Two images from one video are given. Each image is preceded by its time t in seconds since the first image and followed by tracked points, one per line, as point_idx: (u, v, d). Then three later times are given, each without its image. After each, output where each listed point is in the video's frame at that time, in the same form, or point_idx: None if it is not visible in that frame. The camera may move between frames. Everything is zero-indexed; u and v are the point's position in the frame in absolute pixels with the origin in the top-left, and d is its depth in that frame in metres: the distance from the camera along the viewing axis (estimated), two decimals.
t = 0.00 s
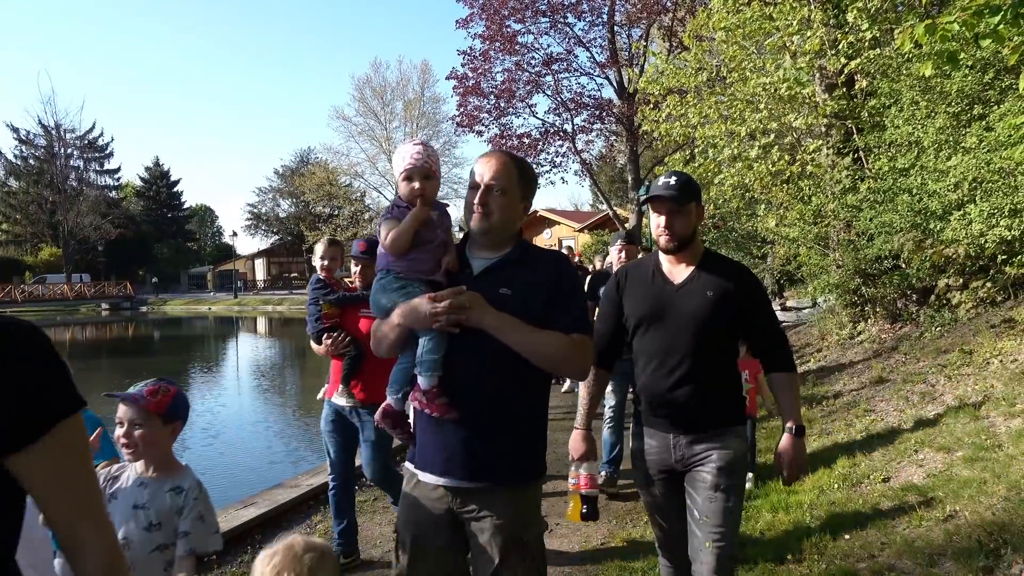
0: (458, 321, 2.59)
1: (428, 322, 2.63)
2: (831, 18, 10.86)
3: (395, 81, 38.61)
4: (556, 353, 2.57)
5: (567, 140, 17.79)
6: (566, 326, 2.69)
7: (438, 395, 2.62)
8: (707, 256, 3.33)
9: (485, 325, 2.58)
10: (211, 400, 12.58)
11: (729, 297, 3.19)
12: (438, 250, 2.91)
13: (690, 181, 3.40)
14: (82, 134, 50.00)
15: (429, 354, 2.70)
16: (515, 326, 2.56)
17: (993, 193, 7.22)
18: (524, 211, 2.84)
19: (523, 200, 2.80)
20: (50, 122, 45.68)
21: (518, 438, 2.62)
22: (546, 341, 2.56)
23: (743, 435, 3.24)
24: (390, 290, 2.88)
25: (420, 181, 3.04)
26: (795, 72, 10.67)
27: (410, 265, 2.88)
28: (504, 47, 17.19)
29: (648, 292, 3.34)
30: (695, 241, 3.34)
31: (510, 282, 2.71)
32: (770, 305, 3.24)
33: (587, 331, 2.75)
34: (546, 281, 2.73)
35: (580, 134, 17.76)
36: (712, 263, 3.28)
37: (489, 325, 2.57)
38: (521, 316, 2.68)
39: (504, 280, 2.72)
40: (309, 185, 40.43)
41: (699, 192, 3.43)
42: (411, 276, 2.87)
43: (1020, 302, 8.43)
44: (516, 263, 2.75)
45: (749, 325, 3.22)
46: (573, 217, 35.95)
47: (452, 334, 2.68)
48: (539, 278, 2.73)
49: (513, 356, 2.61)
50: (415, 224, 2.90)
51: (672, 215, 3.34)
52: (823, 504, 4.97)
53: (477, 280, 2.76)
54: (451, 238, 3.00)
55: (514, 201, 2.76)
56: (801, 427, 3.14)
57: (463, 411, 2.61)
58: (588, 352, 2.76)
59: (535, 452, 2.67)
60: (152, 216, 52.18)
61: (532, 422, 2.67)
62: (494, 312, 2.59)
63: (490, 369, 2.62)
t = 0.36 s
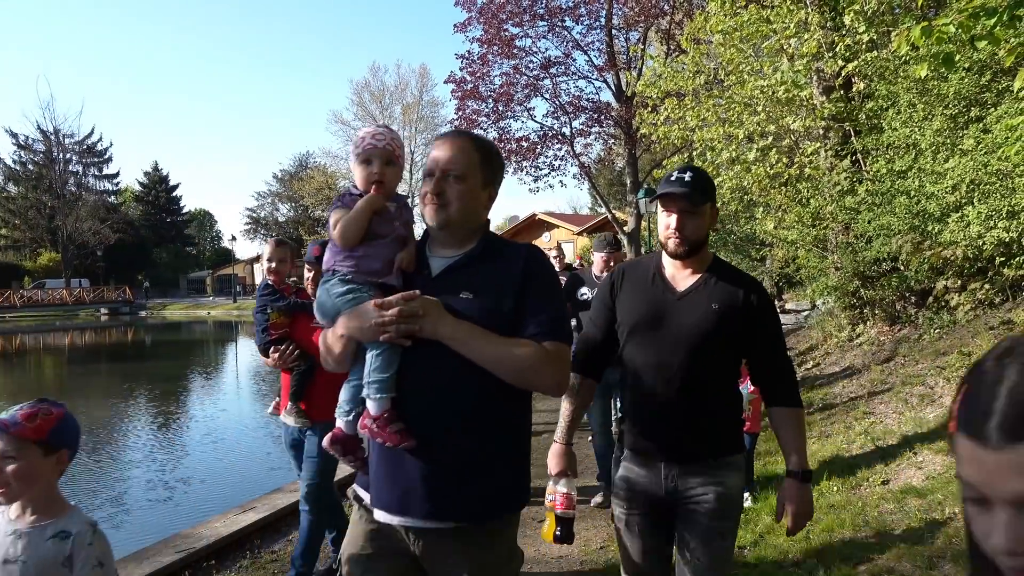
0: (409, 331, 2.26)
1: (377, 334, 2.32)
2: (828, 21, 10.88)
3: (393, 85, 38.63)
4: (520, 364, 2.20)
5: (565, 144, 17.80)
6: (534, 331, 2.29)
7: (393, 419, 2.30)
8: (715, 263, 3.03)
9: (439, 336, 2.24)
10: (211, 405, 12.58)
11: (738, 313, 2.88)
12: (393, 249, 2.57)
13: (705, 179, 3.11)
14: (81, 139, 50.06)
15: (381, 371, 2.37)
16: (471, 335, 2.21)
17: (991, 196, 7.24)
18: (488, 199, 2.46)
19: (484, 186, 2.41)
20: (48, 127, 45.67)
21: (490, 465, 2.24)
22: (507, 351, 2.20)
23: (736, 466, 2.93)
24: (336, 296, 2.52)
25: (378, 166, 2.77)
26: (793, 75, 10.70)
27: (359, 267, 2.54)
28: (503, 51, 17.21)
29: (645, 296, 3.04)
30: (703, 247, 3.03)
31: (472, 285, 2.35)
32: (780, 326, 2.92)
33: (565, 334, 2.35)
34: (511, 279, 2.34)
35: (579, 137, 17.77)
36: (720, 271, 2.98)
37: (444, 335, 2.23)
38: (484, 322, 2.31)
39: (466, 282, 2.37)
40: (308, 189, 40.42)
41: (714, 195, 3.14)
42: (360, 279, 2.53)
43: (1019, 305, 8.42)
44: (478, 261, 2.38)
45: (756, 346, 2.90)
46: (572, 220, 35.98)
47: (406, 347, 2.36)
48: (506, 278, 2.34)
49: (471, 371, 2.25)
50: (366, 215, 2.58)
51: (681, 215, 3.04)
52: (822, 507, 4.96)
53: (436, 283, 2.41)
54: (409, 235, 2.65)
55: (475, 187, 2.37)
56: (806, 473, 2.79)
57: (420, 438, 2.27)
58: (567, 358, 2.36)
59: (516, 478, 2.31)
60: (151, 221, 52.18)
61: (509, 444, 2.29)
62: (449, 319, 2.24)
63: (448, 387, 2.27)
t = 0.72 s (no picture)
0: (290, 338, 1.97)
1: (250, 341, 2.01)
2: (823, 23, 10.92)
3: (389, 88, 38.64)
4: (413, 380, 1.92)
5: (561, 146, 17.80)
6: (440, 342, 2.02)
7: (259, 440, 2.01)
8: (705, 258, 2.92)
9: (324, 342, 1.96)
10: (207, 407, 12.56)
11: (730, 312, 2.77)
12: (287, 241, 2.24)
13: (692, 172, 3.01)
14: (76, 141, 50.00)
15: (254, 382, 2.05)
16: (364, 345, 1.94)
17: (985, 197, 7.28)
18: (399, 186, 2.18)
19: (395, 173, 2.13)
20: (43, 129, 45.61)
21: (379, 490, 1.96)
22: (404, 366, 1.92)
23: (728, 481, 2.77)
24: (209, 294, 2.16)
25: (271, 146, 2.25)
26: (788, 77, 10.74)
27: (240, 263, 2.18)
28: (498, 53, 17.23)
29: (630, 298, 2.92)
30: (690, 243, 2.92)
31: (371, 285, 2.07)
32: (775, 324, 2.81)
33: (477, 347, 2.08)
34: (415, 279, 2.06)
35: (574, 139, 17.78)
36: (712, 268, 2.87)
37: (330, 342, 1.95)
38: (383, 331, 2.03)
39: (363, 282, 2.09)
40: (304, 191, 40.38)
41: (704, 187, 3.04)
42: (237, 278, 2.18)
43: (1014, 306, 8.44)
44: (383, 260, 2.10)
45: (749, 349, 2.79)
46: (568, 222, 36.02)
47: (287, 356, 2.06)
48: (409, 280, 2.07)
49: (363, 384, 1.97)
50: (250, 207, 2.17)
51: (664, 210, 2.94)
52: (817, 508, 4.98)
53: (332, 285, 2.13)
54: (307, 227, 2.30)
55: (380, 171, 2.09)
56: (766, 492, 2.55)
57: (291, 465, 1.99)
58: (480, 376, 2.09)
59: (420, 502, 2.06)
60: (146, 223, 52.09)
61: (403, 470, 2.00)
62: (334, 325, 1.96)
63: (333, 403, 1.98)
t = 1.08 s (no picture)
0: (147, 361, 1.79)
1: (102, 363, 1.81)
2: (816, 25, 10.93)
3: (384, 87, 38.63)
4: (288, 412, 1.72)
5: (555, 146, 17.82)
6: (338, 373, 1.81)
7: (109, 492, 1.83)
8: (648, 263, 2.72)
9: (190, 368, 1.76)
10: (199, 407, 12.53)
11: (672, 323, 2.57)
12: (164, 236, 2.04)
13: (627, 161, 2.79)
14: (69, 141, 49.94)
15: (106, 418, 1.86)
16: (238, 369, 1.74)
17: (976, 200, 7.32)
18: (302, 169, 1.96)
19: (295, 154, 1.90)
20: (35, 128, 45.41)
21: (260, 530, 1.81)
22: (292, 401, 1.72)
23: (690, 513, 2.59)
24: (62, 306, 1.93)
25: (146, 118, 2.03)
26: (781, 79, 10.78)
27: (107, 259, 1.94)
28: (493, 53, 17.24)
29: (569, 318, 2.75)
30: (629, 243, 2.71)
31: (253, 298, 1.87)
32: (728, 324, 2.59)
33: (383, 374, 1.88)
34: (299, 293, 1.86)
35: (569, 139, 17.79)
36: (652, 272, 2.67)
37: (197, 366, 1.76)
38: (266, 353, 1.83)
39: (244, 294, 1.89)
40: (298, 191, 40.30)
41: (641, 174, 2.81)
42: (100, 279, 1.95)
43: (1005, 308, 8.46)
44: (276, 267, 1.90)
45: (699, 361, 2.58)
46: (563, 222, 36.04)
47: (148, 380, 1.86)
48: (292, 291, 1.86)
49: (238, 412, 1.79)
50: (117, 191, 1.95)
51: (595, 209, 2.73)
52: (808, 509, 5.00)
53: (211, 292, 1.92)
54: (191, 214, 2.12)
55: (274, 152, 1.86)
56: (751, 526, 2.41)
57: (162, 506, 1.85)
58: (385, 409, 1.87)
59: (321, 540, 1.89)
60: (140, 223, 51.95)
61: (282, 516, 1.83)
62: (205, 348, 1.76)
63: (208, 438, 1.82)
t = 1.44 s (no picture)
0: None
1: None
2: (815, 27, 10.96)
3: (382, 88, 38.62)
4: (70, 444, 1.07)
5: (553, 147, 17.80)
6: (146, 397, 1.10)
7: None
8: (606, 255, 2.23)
9: None
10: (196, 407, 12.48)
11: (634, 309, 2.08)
12: None
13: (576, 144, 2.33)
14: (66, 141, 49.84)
15: None
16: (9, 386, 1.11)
17: (974, 202, 7.33)
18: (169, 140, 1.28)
19: (150, 119, 1.22)
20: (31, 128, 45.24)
21: None
22: (74, 429, 1.07)
23: (647, 539, 2.07)
24: None
25: None
26: (780, 80, 10.77)
27: None
28: (492, 54, 17.22)
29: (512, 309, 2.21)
30: (580, 235, 2.24)
31: (68, 296, 1.22)
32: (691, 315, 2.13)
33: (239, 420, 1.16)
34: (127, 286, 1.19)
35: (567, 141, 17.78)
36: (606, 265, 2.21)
37: None
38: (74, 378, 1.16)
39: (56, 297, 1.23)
40: (296, 191, 40.25)
41: (591, 159, 2.34)
42: None
43: (1002, 310, 8.48)
44: (105, 264, 1.24)
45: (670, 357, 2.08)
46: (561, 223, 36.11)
47: None
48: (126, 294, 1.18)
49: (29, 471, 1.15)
50: None
51: (539, 198, 2.23)
52: (806, 511, 4.99)
53: (23, 296, 1.28)
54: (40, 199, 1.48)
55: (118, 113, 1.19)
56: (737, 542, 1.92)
57: None
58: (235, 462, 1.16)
59: None
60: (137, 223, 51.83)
61: None
62: None
63: None
